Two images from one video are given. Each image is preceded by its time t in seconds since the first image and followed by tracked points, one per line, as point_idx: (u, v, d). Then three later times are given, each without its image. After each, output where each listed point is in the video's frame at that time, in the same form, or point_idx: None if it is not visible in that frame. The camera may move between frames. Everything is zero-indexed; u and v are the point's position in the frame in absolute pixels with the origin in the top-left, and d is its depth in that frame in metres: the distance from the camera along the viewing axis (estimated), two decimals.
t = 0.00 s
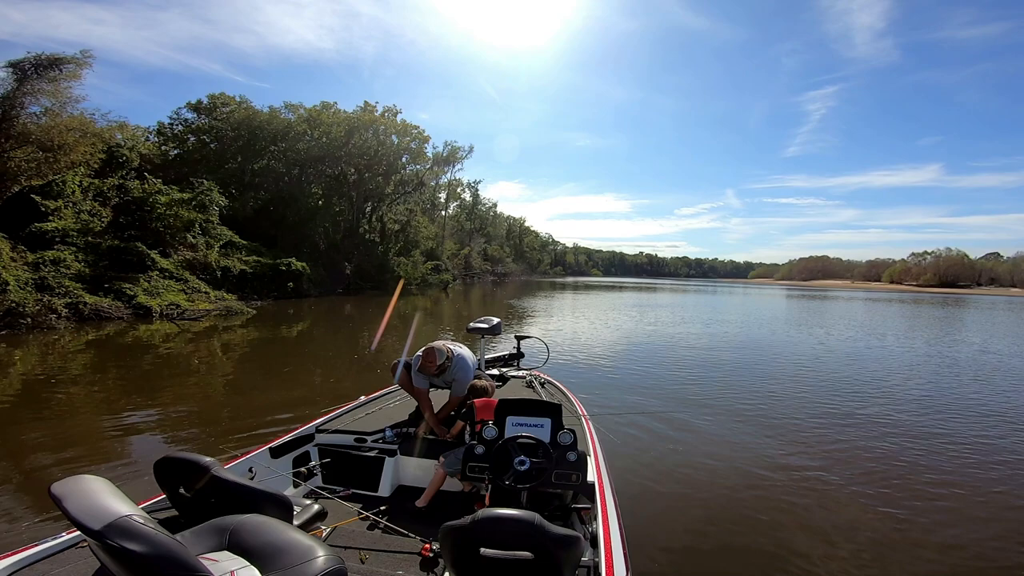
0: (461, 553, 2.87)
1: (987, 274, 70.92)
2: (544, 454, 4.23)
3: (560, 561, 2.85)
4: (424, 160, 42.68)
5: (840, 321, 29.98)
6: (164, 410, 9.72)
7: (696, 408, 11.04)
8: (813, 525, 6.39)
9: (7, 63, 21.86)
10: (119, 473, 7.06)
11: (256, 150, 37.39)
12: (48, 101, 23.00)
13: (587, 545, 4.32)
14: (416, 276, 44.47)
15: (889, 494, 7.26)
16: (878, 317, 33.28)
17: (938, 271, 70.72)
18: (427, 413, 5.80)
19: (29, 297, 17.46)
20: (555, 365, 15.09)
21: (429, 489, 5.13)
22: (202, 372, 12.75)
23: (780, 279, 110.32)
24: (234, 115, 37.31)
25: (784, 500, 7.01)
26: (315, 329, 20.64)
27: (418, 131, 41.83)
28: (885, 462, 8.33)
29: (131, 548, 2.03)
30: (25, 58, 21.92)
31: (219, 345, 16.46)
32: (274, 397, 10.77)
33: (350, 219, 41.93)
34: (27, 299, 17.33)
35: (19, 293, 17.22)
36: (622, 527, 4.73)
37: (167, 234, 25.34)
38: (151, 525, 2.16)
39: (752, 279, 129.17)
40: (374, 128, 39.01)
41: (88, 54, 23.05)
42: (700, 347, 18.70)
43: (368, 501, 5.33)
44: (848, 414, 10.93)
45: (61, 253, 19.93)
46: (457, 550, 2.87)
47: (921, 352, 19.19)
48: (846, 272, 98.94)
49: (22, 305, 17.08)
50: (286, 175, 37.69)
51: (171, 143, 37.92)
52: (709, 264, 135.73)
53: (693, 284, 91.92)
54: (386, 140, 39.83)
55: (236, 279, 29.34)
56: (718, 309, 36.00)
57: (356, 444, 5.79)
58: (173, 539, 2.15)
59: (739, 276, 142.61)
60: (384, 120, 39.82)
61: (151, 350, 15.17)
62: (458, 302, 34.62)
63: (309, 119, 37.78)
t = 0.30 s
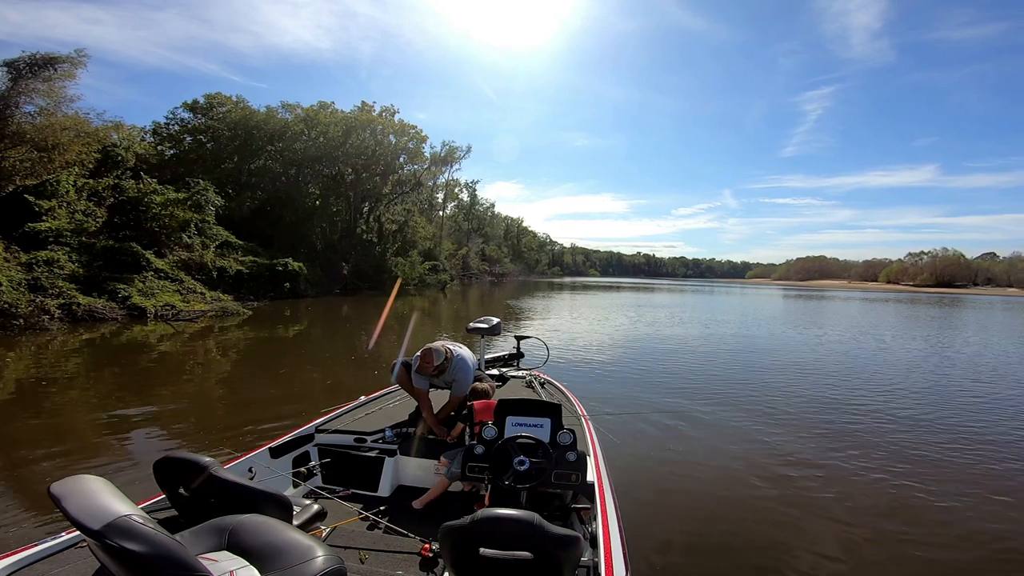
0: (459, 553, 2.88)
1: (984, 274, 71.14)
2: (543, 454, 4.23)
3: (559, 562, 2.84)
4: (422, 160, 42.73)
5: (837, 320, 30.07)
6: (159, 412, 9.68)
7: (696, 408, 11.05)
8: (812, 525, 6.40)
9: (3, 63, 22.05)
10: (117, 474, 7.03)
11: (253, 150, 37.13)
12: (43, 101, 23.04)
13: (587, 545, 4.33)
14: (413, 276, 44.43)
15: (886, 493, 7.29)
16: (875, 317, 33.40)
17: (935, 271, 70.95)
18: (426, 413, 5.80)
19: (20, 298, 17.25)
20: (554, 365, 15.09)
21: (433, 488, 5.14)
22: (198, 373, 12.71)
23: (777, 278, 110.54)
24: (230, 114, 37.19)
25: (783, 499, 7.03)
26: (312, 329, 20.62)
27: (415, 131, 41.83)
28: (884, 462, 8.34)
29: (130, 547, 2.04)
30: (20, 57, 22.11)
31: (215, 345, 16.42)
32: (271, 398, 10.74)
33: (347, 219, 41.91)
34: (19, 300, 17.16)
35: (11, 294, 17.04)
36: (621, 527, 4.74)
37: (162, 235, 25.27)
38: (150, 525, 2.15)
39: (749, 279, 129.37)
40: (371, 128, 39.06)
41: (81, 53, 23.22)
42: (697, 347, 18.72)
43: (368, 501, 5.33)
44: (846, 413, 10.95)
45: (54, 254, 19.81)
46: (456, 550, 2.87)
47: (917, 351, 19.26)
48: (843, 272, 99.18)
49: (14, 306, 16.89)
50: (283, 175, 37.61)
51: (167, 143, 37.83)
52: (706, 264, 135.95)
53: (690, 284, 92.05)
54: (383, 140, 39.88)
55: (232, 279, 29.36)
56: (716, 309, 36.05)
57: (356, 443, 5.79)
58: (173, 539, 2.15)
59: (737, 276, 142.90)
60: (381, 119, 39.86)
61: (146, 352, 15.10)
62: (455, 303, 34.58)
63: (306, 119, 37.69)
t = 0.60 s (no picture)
0: (459, 553, 2.87)
1: (980, 274, 71.32)
2: (544, 454, 4.23)
3: (559, 562, 2.85)
4: (420, 160, 42.78)
5: (834, 320, 30.14)
6: (154, 413, 9.65)
7: (695, 407, 11.08)
8: (811, 523, 6.42)
9: None
10: (114, 475, 7.02)
11: (249, 150, 37.03)
12: (37, 100, 22.19)
13: (587, 545, 4.34)
14: (411, 277, 44.41)
15: (884, 492, 7.32)
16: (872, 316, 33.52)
17: (932, 270, 71.11)
18: (425, 414, 5.81)
19: (13, 298, 17.14)
20: (553, 365, 15.11)
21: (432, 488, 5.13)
22: (195, 374, 12.66)
23: (774, 278, 110.65)
24: (227, 114, 37.06)
25: (781, 498, 7.05)
26: (308, 330, 20.58)
27: (413, 130, 41.88)
28: (882, 461, 8.35)
29: (131, 548, 2.03)
30: (15, 56, 21.45)
31: (211, 346, 16.37)
32: (267, 399, 10.71)
33: (345, 219, 41.88)
34: (11, 300, 17.03)
35: (3, 294, 16.93)
36: (621, 527, 4.75)
37: (158, 235, 25.27)
38: (151, 525, 2.15)
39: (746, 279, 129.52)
40: (369, 128, 39.13)
41: (78, 53, 22.32)
42: (695, 347, 18.74)
43: (368, 501, 5.33)
44: (845, 413, 10.97)
45: (47, 254, 19.73)
46: (456, 550, 2.87)
47: (914, 351, 19.31)
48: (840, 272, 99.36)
49: (6, 307, 16.78)
50: (280, 174, 37.52)
51: (163, 142, 37.65)
52: (704, 265, 136.09)
53: (688, 284, 92.09)
54: (381, 139, 39.93)
55: (227, 279, 29.42)
56: (713, 308, 36.10)
57: (357, 444, 5.79)
58: (173, 539, 2.15)
59: (734, 276, 143.11)
60: (379, 119, 39.94)
61: (141, 353, 15.04)
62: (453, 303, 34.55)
63: (302, 119, 37.85)
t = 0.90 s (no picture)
0: (460, 553, 2.87)
1: (977, 273, 71.48)
2: (544, 454, 4.24)
3: (560, 561, 2.85)
4: (417, 160, 42.83)
5: (831, 319, 30.22)
6: (150, 415, 9.62)
7: (694, 407, 11.08)
8: (810, 523, 6.43)
9: None
10: (112, 476, 7.00)
11: (246, 149, 36.99)
12: (32, 100, 22.31)
13: (587, 545, 4.34)
14: (409, 277, 44.38)
15: (884, 491, 7.33)
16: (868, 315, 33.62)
17: (928, 270, 71.24)
18: (425, 415, 5.81)
19: (6, 299, 17.08)
20: (551, 365, 15.12)
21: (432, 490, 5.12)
22: (191, 375, 12.65)
23: (772, 278, 110.75)
24: (223, 114, 36.94)
25: (781, 498, 7.05)
26: (305, 330, 20.58)
27: (411, 130, 41.94)
28: (881, 461, 8.36)
29: (131, 548, 2.03)
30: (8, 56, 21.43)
31: (207, 347, 16.33)
32: (264, 400, 10.68)
33: (342, 219, 41.88)
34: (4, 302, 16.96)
35: None
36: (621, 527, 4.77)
37: (153, 235, 25.22)
38: (151, 526, 2.15)
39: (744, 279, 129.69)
40: (366, 127, 39.26)
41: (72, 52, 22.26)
42: (694, 347, 18.74)
43: (368, 501, 5.32)
44: (843, 412, 10.99)
45: (41, 254, 19.61)
46: (457, 550, 2.87)
47: (911, 350, 19.36)
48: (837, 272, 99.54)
49: None
50: (277, 174, 37.44)
51: (159, 142, 37.50)
52: (702, 265, 136.21)
53: (686, 284, 92.18)
54: (378, 139, 40.05)
55: (224, 280, 29.42)
56: (710, 308, 36.14)
57: (357, 444, 5.79)
58: (173, 539, 2.14)
59: (732, 276, 143.33)
60: (376, 119, 40.05)
61: (135, 354, 14.98)
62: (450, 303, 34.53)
63: (299, 118, 37.92)
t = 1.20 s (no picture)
0: (459, 552, 2.88)
1: (972, 273, 71.80)
2: (544, 454, 4.24)
3: (560, 561, 2.85)
4: (415, 159, 42.94)
5: (827, 319, 30.35)
6: (146, 416, 9.59)
7: (692, 407, 11.10)
8: (809, 522, 6.45)
9: None
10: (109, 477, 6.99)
11: (242, 149, 36.95)
12: (26, 98, 22.85)
13: (587, 545, 4.34)
14: (406, 276, 44.39)
15: (882, 490, 7.36)
16: (863, 314, 33.79)
17: (924, 269, 71.54)
18: (425, 414, 5.82)
19: None
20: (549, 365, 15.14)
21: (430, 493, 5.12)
22: (186, 375, 12.65)
23: (769, 278, 110.96)
24: (219, 113, 36.86)
25: (780, 497, 7.07)
26: (301, 331, 20.56)
27: (408, 130, 42.07)
28: (880, 460, 8.38)
29: (131, 548, 2.03)
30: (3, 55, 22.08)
31: (203, 348, 16.33)
32: (260, 401, 10.64)
33: (339, 219, 41.90)
34: None
35: None
36: (621, 525, 4.78)
37: (148, 235, 25.16)
38: (151, 526, 2.15)
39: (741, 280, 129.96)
40: (363, 127, 39.46)
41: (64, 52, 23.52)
42: (692, 347, 18.75)
43: (368, 501, 5.32)
44: (841, 411, 11.01)
45: (34, 255, 19.49)
46: (457, 549, 2.87)
47: (907, 349, 19.43)
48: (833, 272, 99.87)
49: None
50: (273, 174, 37.43)
51: (154, 142, 37.41)
52: (699, 265, 136.47)
53: (683, 283, 92.33)
54: (376, 139, 40.26)
55: (220, 280, 29.38)
56: (707, 308, 36.23)
57: (357, 443, 5.79)
58: (172, 538, 2.15)
59: (729, 276, 143.64)
60: (374, 118, 40.23)
61: (130, 355, 14.93)
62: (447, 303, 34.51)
63: (296, 117, 37.98)
